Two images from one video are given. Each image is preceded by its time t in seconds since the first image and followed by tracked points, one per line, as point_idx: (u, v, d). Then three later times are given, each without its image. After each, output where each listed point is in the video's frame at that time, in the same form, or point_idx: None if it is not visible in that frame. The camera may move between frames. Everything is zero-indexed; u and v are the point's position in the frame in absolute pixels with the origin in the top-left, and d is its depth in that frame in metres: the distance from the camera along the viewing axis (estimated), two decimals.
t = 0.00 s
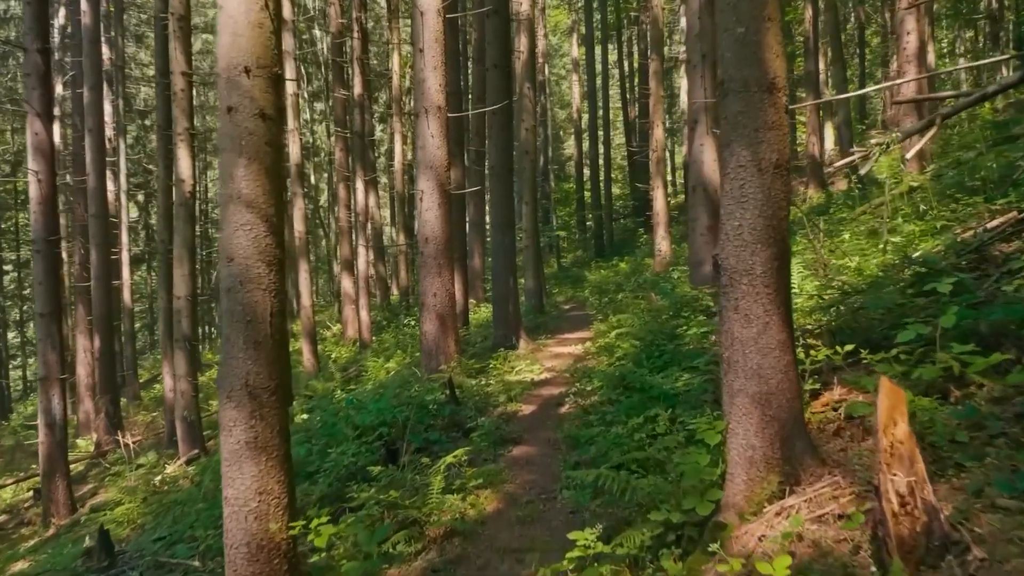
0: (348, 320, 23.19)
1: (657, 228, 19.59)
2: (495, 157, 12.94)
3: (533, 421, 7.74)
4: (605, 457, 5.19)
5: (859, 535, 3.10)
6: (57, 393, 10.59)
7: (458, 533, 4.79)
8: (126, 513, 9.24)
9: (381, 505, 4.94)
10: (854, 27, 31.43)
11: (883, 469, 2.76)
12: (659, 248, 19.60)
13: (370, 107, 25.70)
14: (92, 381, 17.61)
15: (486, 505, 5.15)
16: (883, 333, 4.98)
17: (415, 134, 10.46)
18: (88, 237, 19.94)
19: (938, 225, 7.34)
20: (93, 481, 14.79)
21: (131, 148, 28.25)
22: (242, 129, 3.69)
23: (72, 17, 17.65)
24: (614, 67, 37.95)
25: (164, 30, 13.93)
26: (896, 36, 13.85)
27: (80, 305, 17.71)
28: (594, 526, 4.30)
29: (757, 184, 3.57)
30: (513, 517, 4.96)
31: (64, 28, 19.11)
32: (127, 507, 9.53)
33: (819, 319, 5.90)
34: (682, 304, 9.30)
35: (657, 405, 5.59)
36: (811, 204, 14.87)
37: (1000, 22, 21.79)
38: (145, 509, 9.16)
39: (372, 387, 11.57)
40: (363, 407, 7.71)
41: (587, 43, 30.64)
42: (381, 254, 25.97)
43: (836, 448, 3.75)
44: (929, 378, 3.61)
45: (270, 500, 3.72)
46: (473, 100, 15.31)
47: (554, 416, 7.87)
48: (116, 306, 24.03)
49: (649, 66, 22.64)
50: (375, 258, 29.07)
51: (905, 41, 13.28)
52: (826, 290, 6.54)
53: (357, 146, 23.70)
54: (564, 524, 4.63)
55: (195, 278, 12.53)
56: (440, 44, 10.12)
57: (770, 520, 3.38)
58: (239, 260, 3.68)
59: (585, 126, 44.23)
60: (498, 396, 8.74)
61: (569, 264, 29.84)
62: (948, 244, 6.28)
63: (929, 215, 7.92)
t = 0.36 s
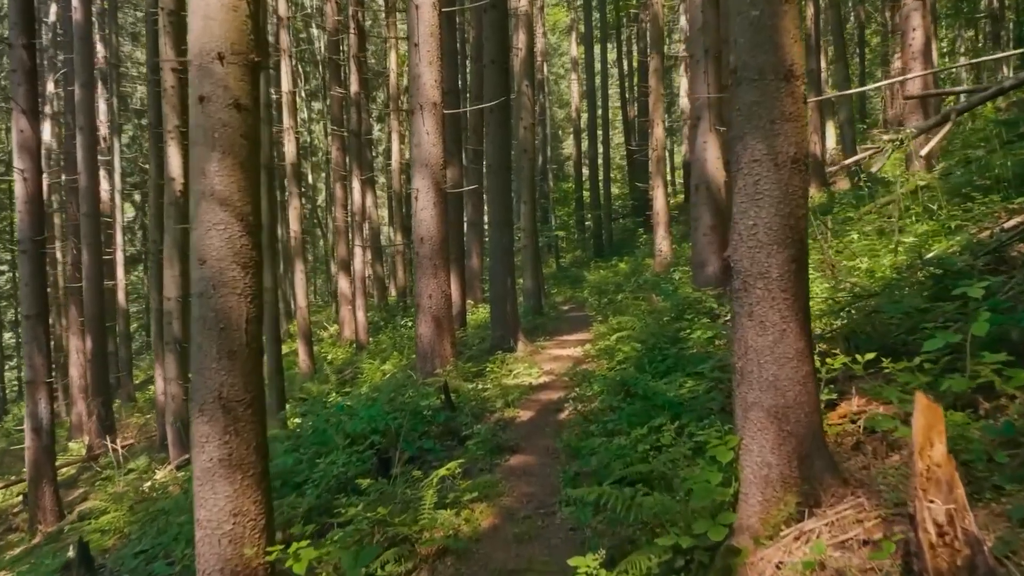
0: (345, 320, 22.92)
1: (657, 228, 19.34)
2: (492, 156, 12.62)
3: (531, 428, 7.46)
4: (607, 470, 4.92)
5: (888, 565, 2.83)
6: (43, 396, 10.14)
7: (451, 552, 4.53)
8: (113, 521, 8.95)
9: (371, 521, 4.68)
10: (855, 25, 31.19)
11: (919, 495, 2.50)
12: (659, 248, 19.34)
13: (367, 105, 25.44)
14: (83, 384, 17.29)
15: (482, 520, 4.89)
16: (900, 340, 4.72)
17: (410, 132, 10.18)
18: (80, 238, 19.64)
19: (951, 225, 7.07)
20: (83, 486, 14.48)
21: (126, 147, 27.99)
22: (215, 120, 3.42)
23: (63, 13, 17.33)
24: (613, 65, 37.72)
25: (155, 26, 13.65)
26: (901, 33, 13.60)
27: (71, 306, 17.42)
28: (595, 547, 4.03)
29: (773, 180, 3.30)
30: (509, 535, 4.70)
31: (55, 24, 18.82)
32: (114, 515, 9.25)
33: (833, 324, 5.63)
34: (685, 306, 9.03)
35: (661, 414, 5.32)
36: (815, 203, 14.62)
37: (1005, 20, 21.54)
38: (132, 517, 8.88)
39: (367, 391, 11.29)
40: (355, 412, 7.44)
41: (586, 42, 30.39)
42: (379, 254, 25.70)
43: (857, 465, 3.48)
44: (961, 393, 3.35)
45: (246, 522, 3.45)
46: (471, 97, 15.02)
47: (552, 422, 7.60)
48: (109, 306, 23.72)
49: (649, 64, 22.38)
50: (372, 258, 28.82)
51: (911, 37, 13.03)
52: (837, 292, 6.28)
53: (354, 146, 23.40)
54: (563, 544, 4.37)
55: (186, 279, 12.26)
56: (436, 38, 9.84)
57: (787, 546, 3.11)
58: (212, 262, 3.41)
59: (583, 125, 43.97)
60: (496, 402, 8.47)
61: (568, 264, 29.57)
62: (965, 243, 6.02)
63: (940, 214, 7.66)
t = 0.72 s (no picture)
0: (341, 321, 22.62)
1: (657, 227, 19.06)
2: (490, 153, 12.32)
3: (530, 434, 7.17)
4: (610, 481, 4.64)
5: None
6: (28, 400, 9.83)
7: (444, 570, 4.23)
8: (97, 530, 8.64)
9: (357, 538, 4.38)
10: (855, 24, 30.96)
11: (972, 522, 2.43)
12: (659, 248, 19.07)
13: (363, 104, 25.14)
14: (73, 386, 16.95)
15: (477, 535, 4.60)
16: (919, 343, 4.47)
17: (405, 127, 9.90)
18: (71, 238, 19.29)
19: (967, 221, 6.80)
20: (71, 491, 14.14)
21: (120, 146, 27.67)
22: (184, 104, 3.12)
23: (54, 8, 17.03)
24: (612, 64, 37.45)
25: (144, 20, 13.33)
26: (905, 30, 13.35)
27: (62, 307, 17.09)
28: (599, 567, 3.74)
29: (794, 168, 3.01)
30: (507, 550, 4.41)
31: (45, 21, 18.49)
32: (98, 523, 8.92)
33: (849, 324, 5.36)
34: (688, 306, 8.75)
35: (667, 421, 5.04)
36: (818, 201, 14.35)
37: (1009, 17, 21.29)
38: (116, 526, 8.57)
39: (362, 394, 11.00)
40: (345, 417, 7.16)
41: (584, 40, 30.15)
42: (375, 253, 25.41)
43: (886, 481, 3.20)
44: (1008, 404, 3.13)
45: (217, 544, 3.15)
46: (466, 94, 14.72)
47: (551, 428, 7.32)
48: (102, 307, 23.39)
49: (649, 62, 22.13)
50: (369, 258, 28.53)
51: (917, 33, 12.76)
52: (850, 291, 6.00)
53: (350, 144, 23.10)
54: (564, 561, 4.09)
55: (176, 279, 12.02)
56: (430, 30, 9.54)
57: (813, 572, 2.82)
58: (180, 258, 3.11)
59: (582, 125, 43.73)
60: (493, 407, 8.15)
61: (567, 264, 29.28)
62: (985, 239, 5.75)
63: (954, 212, 7.39)
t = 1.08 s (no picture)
0: (337, 321, 22.38)
1: (657, 227, 18.81)
2: (488, 150, 12.02)
3: (528, 440, 6.88)
4: (615, 495, 4.35)
5: None
6: (13, 402, 9.46)
7: None
8: (81, 537, 8.34)
9: (344, 556, 4.18)
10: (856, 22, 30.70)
11: None
12: (659, 248, 18.80)
13: (360, 102, 24.87)
14: (63, 388, 16.64)
15: (472, 552, 4.31)
16: (942, 348, 4.26)
17: (399, 122, 9.60)
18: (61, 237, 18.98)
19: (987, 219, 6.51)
20: (60, 495, 13.83)
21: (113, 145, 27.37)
22: (147, 85, 2.82)
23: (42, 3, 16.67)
24: (611, 63, 37.21)
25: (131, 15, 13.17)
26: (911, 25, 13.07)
27: (51, 307, 16.80)
28: None
29: (822, 156, 2.73)
30: (504, 568, 4.12)
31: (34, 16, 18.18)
32: (82, 531, 8.62)
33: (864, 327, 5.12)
34: (692, 307, 8.45)
35: (675, 430, 4.75)
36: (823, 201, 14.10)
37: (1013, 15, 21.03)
38: (101, 534, 8.27)
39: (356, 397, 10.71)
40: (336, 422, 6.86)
41: (582, 39, 29.87)
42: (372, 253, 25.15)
43: (921, 502, 2.94)
44: None
45: (185, 572, 2.85)
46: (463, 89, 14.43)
47: (551, 434, 7.04)
48: (94, 308, 23.06)
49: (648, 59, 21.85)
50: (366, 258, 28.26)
51: (924, 27, 12.48)
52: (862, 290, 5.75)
53: (346, 142, 22.81)
54: None
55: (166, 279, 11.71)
56: (426, 23, 9.27)
57: None
58: (143, 256, 2.80)
59: (580, 124, 43.47)
60: (489, 411, 7.86)
61: (565, 264, 29.03)
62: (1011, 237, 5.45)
63: (970, 210, 7.11)
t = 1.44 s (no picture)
0: (332, 322, 22.17)
1: (656, 226, 18.59)
2: (485, 148, 11.69)
3: (526, 449, 6.59)
4: (620, 513, 4.08)
5: None
6: None
7: None
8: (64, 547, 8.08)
9: None
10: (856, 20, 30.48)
11: None
12: (659, 248, 18.56)
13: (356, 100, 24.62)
14: (54, 390, 16.38)
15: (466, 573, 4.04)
16: (970, 357, 4.12)
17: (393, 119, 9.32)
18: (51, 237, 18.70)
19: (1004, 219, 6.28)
20: (48, 500, 13.57)
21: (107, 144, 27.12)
22: (103, 66, 2.53)
23: None
24: (609, 62, 37.00)
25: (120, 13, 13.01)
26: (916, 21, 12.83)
27: (42, 308, 16.54)
28: None
29: (855, 146, 2.45)
30: None
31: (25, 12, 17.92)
32: (66, 540, 8.36)
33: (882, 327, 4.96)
34: (696, 309, 8.17)
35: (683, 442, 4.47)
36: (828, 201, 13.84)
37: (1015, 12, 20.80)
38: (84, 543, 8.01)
39: (350, 402, 10.44)
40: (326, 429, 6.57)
41: (580, 37, 29.64)
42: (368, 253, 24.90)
43: (965, 533, 2.75)
44: None
45: None
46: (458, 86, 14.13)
47: (549, 442, 6.78)
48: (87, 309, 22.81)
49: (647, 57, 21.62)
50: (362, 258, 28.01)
51: (929, 23, 12.23)
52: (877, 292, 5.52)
53: (341, 141, 22.56)
54: None
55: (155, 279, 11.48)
56: (420, 16, 8.94)
57: None
58: (99, 258, 2.52)
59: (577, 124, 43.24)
60: (486, 418, 7.57)
61: (563, 264, 28.82)
62: None
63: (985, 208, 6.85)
